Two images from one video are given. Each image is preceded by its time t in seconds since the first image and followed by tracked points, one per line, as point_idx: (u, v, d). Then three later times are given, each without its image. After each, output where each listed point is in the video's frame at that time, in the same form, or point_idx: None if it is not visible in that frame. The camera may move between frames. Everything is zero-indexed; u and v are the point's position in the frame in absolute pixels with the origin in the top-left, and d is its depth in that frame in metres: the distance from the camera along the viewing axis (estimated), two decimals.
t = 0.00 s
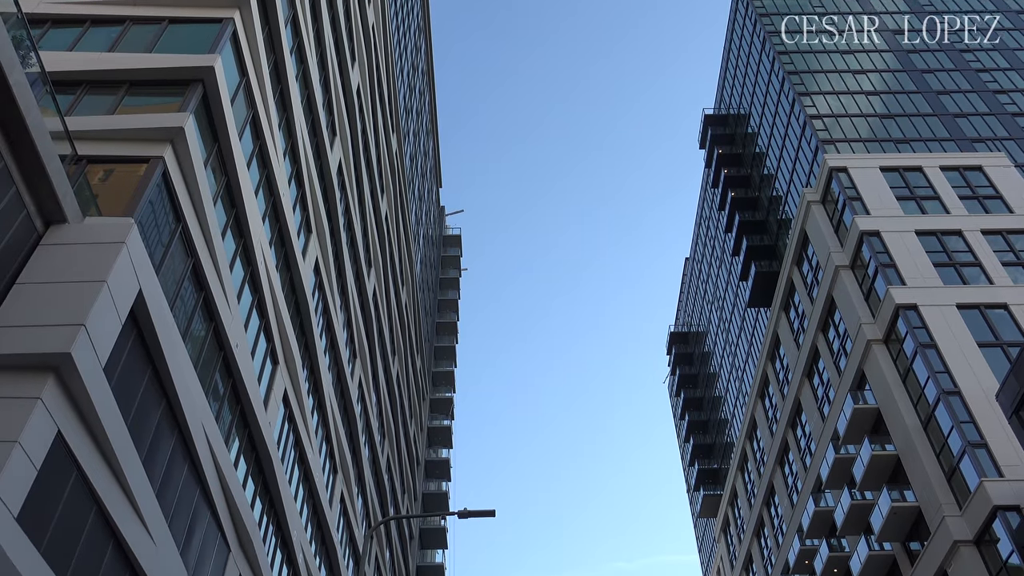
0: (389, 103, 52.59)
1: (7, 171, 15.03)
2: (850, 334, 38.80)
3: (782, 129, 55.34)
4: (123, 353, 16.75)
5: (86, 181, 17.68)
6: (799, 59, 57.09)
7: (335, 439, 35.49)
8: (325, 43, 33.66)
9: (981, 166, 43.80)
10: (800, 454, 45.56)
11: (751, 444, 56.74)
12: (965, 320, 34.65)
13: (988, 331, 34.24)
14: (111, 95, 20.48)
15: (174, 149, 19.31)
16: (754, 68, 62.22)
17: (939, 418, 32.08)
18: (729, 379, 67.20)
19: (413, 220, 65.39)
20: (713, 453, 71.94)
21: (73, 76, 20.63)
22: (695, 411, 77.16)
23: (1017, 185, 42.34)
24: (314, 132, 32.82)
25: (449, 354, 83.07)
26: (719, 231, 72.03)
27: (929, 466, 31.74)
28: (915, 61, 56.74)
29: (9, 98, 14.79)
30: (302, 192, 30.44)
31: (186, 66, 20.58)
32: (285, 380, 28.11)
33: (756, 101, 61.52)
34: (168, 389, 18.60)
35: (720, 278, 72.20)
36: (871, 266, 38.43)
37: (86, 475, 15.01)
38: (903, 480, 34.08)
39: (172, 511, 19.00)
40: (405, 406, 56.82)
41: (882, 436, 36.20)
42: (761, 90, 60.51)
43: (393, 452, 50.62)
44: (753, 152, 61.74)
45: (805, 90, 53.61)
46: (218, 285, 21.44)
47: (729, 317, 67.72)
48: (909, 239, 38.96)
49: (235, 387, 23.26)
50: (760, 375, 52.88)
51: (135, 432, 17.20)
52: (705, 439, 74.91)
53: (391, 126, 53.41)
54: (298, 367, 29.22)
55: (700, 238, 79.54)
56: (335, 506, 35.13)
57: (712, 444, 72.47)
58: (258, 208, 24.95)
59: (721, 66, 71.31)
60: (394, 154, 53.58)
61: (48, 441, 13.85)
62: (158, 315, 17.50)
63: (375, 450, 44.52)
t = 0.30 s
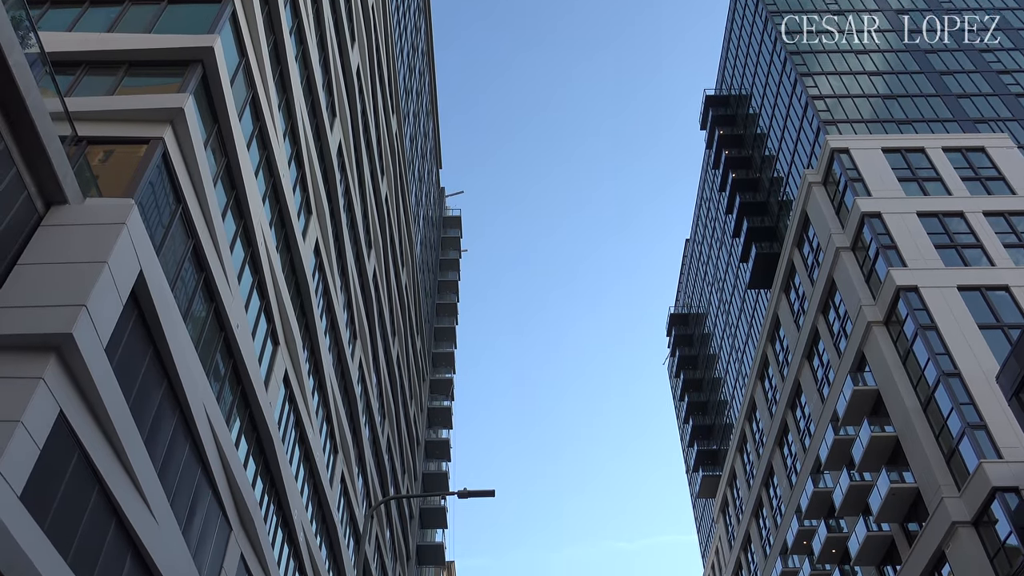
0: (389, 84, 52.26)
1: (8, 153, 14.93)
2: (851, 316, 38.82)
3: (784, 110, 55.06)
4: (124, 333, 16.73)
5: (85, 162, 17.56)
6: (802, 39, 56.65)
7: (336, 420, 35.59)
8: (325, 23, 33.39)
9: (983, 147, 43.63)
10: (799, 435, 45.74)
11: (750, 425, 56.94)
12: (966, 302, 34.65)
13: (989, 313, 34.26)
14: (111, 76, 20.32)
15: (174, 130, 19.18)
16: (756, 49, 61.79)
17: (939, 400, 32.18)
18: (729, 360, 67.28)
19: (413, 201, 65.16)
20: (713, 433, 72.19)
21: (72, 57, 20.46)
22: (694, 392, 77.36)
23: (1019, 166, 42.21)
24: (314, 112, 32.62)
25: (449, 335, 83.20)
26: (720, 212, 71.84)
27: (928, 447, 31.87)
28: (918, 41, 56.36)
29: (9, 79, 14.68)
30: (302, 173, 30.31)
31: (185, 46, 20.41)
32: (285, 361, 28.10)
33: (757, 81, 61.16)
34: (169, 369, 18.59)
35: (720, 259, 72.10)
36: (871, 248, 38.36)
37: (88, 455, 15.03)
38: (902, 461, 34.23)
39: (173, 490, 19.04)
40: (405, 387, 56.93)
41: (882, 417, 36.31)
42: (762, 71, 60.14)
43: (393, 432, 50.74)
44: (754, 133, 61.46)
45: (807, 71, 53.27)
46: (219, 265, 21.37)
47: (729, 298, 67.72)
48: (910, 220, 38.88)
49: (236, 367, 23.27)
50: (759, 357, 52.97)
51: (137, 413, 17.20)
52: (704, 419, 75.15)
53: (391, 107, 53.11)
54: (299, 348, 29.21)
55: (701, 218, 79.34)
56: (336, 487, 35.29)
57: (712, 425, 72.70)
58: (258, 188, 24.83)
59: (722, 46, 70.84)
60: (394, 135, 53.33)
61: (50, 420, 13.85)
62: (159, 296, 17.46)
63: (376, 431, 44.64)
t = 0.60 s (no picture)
0: (388, 61, 51.95)
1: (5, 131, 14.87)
2: (849, 295, 38.87)
3: (784, 89, 54.79)
4: (123, 312, 16.76)
5: (83, 140, 17.48)
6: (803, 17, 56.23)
7: (335, 398, 35.71)
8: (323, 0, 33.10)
9: (983, 126, 43.50)
10: (796, 413, 45.96)
11: (748, 403, 57.20)
12: (964, 282, 34.72)
13: (987, 292, 34.35)
14: (107, 53, 20.15)
15: (172, 107, 19.08)
16: (757, 26, 61.37)
17: (936, 379, 32.32)
18: (728, 339, 67.43)
19: (412, 179, 64.91)
20: (711, 412, 72.52)
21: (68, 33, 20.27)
22: (693, 370, 77.60)
23: (1019, 145, 42.11)
24: (312, 90, 32.43)
25: (448, 314, 83.28)
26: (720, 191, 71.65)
27: (925, 425, 32.04)
28: (920, 19, 56.00)
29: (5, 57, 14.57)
30: (301, 151, 30.20)
31: (182, 22, 20.25)
32: (284, 339, 28.17)
33: (758, 60, 60.81)
34: (168, 348, 18.63)
35: (719, 239, 72.06)
36: (871, 227, 38.33)
37: (88, 433, 15.10)
38: (898, 439, 34.42)
39: (173, 468, 19.15)
40: (404, 365, 57.07)
41: (879, 396, 36.45)
42: (763, 49, 59.76)
43: (392, 411, 50.95)
44: (754, 112, 61.16)
45: (807, 49, 52.95)
46: (217, 244, 21.35)
47: (728, 277, 67.75)
48: (910, 199, 38.82)
49: (235, 346, 23.34)
50: (758, 336, 53.09)
51: (136, 391, 17.27)
52: (703, 398, 75.46)
53: (389, 85, 52.83)
54: (298, 326, 29.25)
55: (701, 198, 79.19)
56: (336, 465, 35.54)
57: (710, 404, 73.00)
58: (256, 167, 24.75)
59: (723, 24, 70.36)
60: (393, 114, 53.09)
61: (50, 399, 13.92)
62: (157, 276, 17.48)
63: (375, 409, 44.82)
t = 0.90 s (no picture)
0: (385, 36, 51.51)
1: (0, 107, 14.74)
2: (847, 271, 38.91)
3: (784, 65, 54.45)
4: (122, 288, 16.75)
5: (78, 115, 17.32)
6: None
7: (335, 374, 35.78)
8: None
9: (983, 102, 43.32)
10: (794, 389, 46.18)
11: (746, 379, 57.44)
12: (961, 258, 34.78)
13: (984, 269, 34.43)
14: (103, 28, 19.96)
15: (168, 83, 18.95)
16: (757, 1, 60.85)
17: (932, 355, 32.47)
18: (725, 315, 67.55)
19: (410, 155, 64.52)
20: (708, 388, 72.81)
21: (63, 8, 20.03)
22: (691, 346, 77.77)
23: (1019, 121, 41.97)
24: (310, 66, 32.19)
25: (447, 291, 83.25)
26: (718, 167, 71.40)
27: (921, 401, 32.25)
28: None
29: None
30: (298, 127, 30.05)
31: None
32: (283, 315, 28.17)
33: (758, 35, 60.35)
34: (167, 324, 18.64)
35: (718, 215, 71.94)
36: (869, 203, 38.32)
37: (88, 409, 15.17)
38: (895, 415, 34.62)
39: (173, 443, 19.23)
40: (403, 342, 57.22)
41: (876, 372, 36.61)
42: (763, 24, 59.30)
43: (392, 387, 51.10)
44: (754, 87, 60.81)
45: (808, 24, 52.56)
46: (215, 220, 21.30)
47: (727, 254, 67.73)
48: (908, 176, 38.76)
49: (235, 322, 23.37)
50: (756, 312, 53.20)
51: (135, 367, 17.31)
52: (700, 373, 75.77)
53: (387, 60, 52.41)
54: (296, 302, 29.24)
55: (700, 174, 78.99)
56: (335, 440, 35.76)
57: (708, 379, 73.30)
58: (253, 142, 24.63)
59: None
60: (391, 89, 52.74)
61: (50, 375, 13.95)
62: (155, 252, 17.46)
63: (374, 384, 44.96)
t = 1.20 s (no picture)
0: (382, 7, 50.96)
1: None
2: (844, 245, 38.92)
3: (784, 37, 54.01)
4: (119, 261, 16.74)
5: (72, 87, 17.14)
6: None
7: (333, 347, 35.88)
8: None
9: (983, 75, 43.09)
10: (790, 362, 46.41)
11: (743, 353, 57.64)
12: (959, 232, 34.79)
13: (982, 242, 34.48)
14: None
15: (162, 55, 18.81)
16: None
17: (929, 328, 32.60)
18: (723, 289, 67.60)
19: (408, 128, 64.07)
20: (706, 361, 73.12)
21: None
22: (688, 320, 77.93)
23: (1018, 95, 41.79)
24: (305, 38, 31.90)
25: (445, 264, 83.13)
26: (717, 140, 71.08)
27: (916, 374, 32.44)
28: None
29: None
30: (294, 99, 29.85)
31: None
32: (281, 289, 28.18)
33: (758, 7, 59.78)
34: (165, 297, 18.65)
35: (716, 189, 71.74)
36: (867, 177, 38.24)
37: (86, 382, 15.22)
38: (890, 387, 34.83)
39: (172, 417, 19.33)
40: (401, 315, 57.28)
41: (872, 345, 36.75)
42: None
43: (390, 360, 51.25)
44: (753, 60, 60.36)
45: None
46: (212, 194, 21.24)
47: (725, 227, 67.65)
48: (907, 149, 38.63)
49: (232, 296, 23.37)
50: (753, 285, 53.26)
51: (134, 340, 17.35)
52: (698, 347, 76.03)
53: (384, 32, 51.91)
54: (294, 275, 29.25)
55: (698, 148, 78.68)
56: (334, 413, 35.95)
57: (705, 353, 73.59)
58: (249, 115, 24.49)
59: None
60: (388, 62, 52.28)
61: (47, 348, 13.98)
62: (152, 226, 17.42)
63: (372, 358, 45.12)
